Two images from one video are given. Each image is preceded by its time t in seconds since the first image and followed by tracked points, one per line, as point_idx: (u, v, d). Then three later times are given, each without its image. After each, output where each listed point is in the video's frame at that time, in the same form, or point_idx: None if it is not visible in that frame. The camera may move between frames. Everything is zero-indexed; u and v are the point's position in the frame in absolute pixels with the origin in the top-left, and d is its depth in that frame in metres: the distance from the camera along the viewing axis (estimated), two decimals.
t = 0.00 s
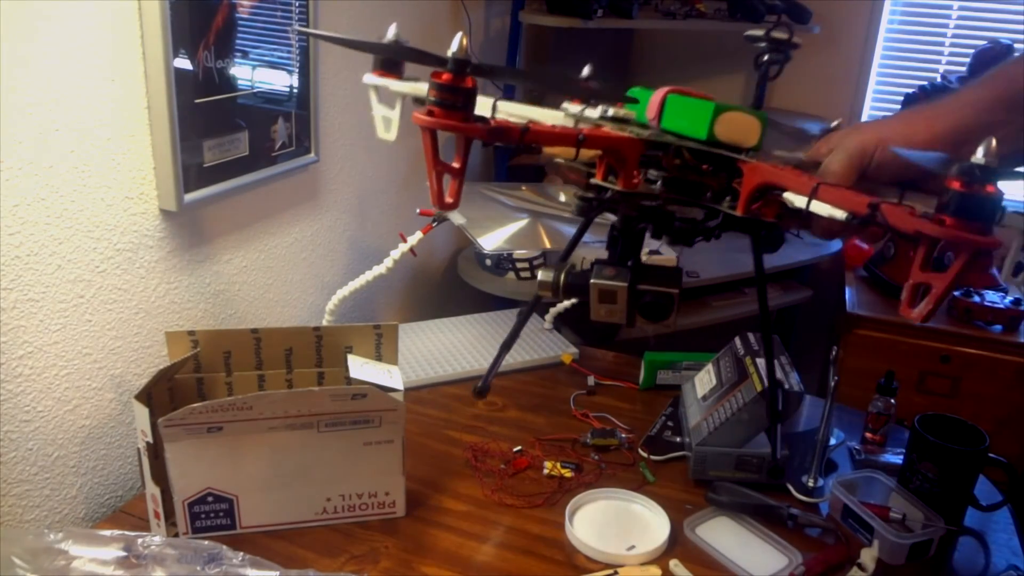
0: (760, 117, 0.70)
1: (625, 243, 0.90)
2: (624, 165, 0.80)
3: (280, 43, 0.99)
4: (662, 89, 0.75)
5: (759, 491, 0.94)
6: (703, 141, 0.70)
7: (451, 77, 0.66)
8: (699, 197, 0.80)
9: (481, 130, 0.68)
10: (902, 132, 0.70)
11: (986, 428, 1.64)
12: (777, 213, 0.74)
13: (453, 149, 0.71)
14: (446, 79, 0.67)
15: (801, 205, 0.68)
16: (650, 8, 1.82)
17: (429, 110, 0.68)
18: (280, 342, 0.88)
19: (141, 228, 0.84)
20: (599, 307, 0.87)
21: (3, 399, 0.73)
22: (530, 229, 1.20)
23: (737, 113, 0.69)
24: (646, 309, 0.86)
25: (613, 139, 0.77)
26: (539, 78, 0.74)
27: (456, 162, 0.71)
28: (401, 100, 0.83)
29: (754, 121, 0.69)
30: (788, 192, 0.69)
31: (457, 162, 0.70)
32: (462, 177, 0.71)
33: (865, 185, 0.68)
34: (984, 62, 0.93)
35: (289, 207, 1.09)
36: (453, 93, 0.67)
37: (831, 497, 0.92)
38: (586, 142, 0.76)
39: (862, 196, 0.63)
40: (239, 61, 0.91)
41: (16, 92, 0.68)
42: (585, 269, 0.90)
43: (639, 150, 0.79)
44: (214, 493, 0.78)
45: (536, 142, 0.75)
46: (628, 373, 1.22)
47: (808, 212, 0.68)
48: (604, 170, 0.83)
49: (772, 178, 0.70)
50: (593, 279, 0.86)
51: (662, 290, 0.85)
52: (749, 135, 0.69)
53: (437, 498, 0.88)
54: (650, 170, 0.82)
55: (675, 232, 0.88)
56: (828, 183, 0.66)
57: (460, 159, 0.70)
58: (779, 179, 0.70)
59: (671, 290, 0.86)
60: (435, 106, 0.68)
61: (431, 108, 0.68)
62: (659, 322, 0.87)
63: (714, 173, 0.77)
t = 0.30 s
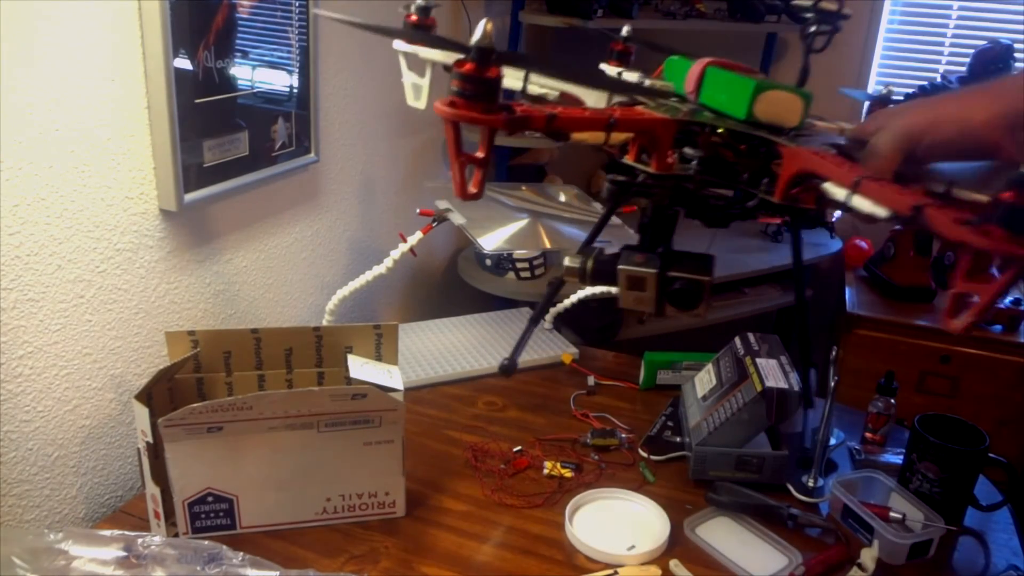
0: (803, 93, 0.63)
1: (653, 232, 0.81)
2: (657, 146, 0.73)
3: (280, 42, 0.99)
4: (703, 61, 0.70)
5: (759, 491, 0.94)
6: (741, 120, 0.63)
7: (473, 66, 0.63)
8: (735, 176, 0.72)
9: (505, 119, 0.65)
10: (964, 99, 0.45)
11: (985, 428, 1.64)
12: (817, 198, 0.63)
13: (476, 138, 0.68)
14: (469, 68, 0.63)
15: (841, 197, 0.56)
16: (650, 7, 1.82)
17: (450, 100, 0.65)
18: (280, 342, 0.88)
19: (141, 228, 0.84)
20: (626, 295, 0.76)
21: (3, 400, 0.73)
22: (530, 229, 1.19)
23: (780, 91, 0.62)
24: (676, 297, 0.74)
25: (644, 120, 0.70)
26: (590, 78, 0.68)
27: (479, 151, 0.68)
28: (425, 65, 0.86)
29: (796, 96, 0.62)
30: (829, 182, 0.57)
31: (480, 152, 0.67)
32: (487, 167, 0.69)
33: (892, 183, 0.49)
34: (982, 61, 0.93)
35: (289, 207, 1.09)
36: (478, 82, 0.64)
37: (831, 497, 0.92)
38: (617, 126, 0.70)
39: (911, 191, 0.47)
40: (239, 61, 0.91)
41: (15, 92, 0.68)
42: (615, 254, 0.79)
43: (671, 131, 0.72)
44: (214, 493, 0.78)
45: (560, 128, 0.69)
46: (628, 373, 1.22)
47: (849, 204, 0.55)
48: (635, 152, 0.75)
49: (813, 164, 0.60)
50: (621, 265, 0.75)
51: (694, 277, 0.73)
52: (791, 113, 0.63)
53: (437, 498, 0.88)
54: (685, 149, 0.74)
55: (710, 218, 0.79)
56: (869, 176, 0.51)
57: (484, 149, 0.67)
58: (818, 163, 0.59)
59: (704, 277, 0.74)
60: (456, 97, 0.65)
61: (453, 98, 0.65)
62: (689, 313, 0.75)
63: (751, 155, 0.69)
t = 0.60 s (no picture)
0: (846, 84, 0.63)
1: (690, 239, 0.85)
2: (694, 142, 0.75)
3: (280, 42, 0.99)
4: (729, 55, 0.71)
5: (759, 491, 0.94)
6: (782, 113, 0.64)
7: (503, 51, 0.64)
8: (773, 176, 0.75)
9: (537, 110, 0.66)
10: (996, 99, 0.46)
11: (985, 428, 1.64)
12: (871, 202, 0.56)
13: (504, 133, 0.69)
14: (497, 53, 0.65)
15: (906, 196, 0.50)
16: (650, 7, 1.82)
17: (478, 88, 0.66)
18: (280, 342, 0.87)
19: (141, 229, 0.84)
20: (666, 307, 0.81)
21: (3, 399, 0.73)
22: (530, 228, 1.19)
23: (822, 82, 0.62)
24: (720, 310, 0.79)
25: (682, 115, 0.73)
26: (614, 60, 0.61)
27: (507, 148, 0.69)
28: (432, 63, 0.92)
29: (842, 89, 0.62)
30: (888, 179, 0.52)
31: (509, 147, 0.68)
32: (515, 163, 0.69)
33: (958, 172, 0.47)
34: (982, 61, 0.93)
35: (289, 207, 1.09)
36: (505, 67, 0.65)
37: (832, 497, 0.92)
38: (654, 120, 0.72)
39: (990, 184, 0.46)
40: (239, 61, 0.91)
41: (16, 92, 0.68)
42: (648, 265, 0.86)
43: (708, 126, 0.74)
44: (214, 493, 0.78)
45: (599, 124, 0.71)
46: (628, 373, 1.22)
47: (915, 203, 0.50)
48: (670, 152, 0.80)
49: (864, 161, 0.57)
50: (660, 277, 0.81)
51: (736, 291, 0.79)
52: (837, 106, 0.62)
53: (437, 498, 0.88)
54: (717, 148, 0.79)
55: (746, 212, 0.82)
56: (946, 168, 0.47)
57: (513, 143, 0.68)
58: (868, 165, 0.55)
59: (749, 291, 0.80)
60: (484, 86, 0.66)
61: (480, 86, 0.66)
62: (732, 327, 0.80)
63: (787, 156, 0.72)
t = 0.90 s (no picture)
0: (847, 88, 0.63)
1: (692, 255, 0.88)
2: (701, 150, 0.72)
3: (280, 42, 0.99)
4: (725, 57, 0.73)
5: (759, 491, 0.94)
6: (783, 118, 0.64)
7: (513, 54, 0.57)
8: (774, 184, 0.76)
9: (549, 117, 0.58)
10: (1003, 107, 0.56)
11: (986, 428, 1.64)
12: (880, 208, 0.65)
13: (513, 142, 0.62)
14: (507, 55, 0.57)
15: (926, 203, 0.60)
16: (650, 8, 1.82)
17: (486, 96, 0.59)
18: (280, 342, 0.87)
19: (141, 229, 0.84)
20: (673, 324, 0.84)
21: (3, 399, 0.73)
22: (530, 229, 1.20)
23: (826, 87, 0.63)
24: (732, 326, 0.81)
25: (689, 123, 0.69)
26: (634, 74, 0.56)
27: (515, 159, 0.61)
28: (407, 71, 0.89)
29: (845, 94, 0.63)
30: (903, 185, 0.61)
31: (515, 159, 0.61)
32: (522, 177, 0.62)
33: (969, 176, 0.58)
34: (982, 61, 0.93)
35: (289, 207, 1.09)
36: (518, 73, 0.57)
37: (832, 497, 0.92)
38: (663, 128, 0.68)
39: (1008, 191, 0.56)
40: (240, 61, 0.91)
41: (16, 92, 0.68)
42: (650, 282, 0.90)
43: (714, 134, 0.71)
44: (214, 493, 0.78)
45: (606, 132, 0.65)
46: (628, 373, 1.22)
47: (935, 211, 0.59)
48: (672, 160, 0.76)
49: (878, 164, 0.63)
50: (668, 294, 0.83)
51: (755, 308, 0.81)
52: (837, 111, 0.63)
53: (437, 498, 0.88)
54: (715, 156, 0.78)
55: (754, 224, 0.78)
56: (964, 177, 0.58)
57: (519, 155, 0.61)
58: (885, 168, 0.62)
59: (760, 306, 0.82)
60: (492, 92, 0.58)
61: (487, 92, 0.59)
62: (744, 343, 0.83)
63: (789, 165, 0.73)
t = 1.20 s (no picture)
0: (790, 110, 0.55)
1: (643, 285, 0.67)
2: (649, 180, 0.60)
3: (280, 43, 0.98)
4: (667, 83, 0.64)
5: (759, 491, 0.94)
6: (730, 146, 0.55)
7: (454, 80, 0.46)
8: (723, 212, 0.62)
9: (499, 152, 0.48)
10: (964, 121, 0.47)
11: (986, 427, 1.64)
12: (830, 237, 0.53)
13: (451, 173, 0.51)
14: (447, 82, 0.46)
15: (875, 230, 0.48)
16: (650, 7, 1.82)
17: (421, 126, 0.48)
18: (281, 342, 0.87)
19: (141, 229, 0.84)
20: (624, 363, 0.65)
21: (3, 399, 0.73)
22: (531, 229, 1.22)
23: (766, 112, 0.54)
24: (689, 365, 0.65)
25: (635, 150, 0.58)
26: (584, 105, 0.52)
27: (457, 195, 0.51)
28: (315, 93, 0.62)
29: (788, 117, 0.55)
30: (852, 211, 0.50)
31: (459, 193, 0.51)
32: (466, 214, 0.52)
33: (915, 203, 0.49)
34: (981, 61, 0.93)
35: (289, 207, 1.09)
36: (458, 102, 0.46)
37: (831, 497, 0.92)
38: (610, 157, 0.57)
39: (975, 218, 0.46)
40: (240, 61, 0.91)
41: (17, 92, 0.68)
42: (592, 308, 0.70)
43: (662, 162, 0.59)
44: (214, 493, 0.78)
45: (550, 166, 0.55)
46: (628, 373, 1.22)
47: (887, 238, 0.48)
48: (616, 189, 0.64)
49: (827, 191, 0.51)
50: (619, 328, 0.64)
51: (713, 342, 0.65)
52: (783, 135, 0.55)
53: (437, 498, 0.88)
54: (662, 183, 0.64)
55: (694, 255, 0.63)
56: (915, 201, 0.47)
57: (463, 189, 0.51)
58: (836, 194, 0.51)
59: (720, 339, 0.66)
60: (433, 122, 0.48)
61: (428, 122, 0.48)
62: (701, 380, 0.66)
63: (742, 188, 0.60)
